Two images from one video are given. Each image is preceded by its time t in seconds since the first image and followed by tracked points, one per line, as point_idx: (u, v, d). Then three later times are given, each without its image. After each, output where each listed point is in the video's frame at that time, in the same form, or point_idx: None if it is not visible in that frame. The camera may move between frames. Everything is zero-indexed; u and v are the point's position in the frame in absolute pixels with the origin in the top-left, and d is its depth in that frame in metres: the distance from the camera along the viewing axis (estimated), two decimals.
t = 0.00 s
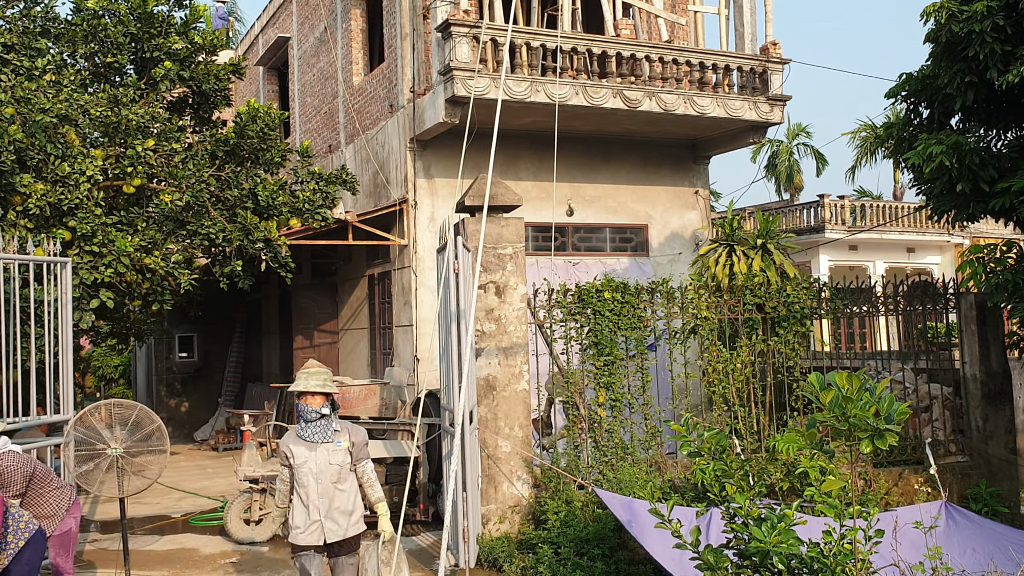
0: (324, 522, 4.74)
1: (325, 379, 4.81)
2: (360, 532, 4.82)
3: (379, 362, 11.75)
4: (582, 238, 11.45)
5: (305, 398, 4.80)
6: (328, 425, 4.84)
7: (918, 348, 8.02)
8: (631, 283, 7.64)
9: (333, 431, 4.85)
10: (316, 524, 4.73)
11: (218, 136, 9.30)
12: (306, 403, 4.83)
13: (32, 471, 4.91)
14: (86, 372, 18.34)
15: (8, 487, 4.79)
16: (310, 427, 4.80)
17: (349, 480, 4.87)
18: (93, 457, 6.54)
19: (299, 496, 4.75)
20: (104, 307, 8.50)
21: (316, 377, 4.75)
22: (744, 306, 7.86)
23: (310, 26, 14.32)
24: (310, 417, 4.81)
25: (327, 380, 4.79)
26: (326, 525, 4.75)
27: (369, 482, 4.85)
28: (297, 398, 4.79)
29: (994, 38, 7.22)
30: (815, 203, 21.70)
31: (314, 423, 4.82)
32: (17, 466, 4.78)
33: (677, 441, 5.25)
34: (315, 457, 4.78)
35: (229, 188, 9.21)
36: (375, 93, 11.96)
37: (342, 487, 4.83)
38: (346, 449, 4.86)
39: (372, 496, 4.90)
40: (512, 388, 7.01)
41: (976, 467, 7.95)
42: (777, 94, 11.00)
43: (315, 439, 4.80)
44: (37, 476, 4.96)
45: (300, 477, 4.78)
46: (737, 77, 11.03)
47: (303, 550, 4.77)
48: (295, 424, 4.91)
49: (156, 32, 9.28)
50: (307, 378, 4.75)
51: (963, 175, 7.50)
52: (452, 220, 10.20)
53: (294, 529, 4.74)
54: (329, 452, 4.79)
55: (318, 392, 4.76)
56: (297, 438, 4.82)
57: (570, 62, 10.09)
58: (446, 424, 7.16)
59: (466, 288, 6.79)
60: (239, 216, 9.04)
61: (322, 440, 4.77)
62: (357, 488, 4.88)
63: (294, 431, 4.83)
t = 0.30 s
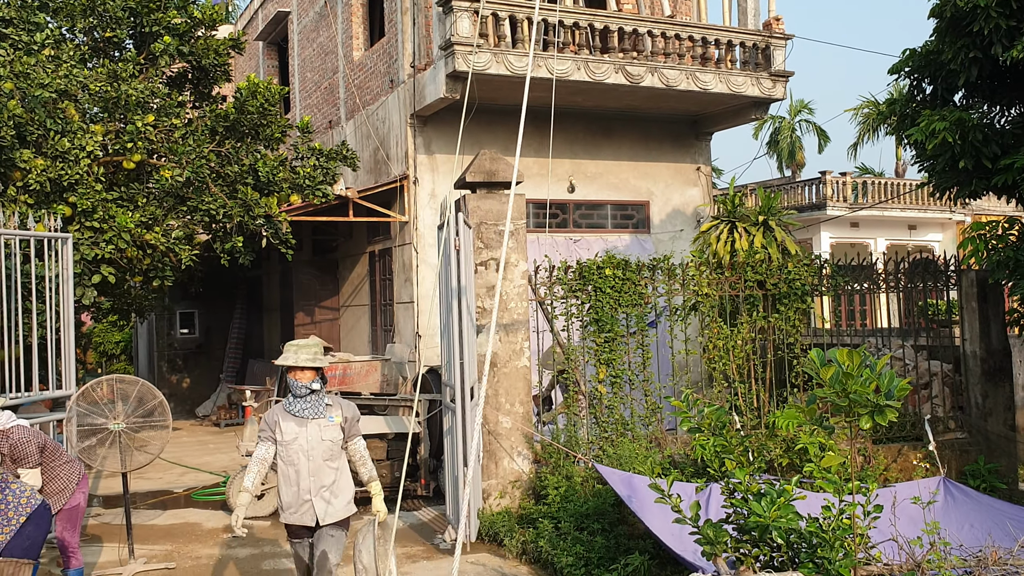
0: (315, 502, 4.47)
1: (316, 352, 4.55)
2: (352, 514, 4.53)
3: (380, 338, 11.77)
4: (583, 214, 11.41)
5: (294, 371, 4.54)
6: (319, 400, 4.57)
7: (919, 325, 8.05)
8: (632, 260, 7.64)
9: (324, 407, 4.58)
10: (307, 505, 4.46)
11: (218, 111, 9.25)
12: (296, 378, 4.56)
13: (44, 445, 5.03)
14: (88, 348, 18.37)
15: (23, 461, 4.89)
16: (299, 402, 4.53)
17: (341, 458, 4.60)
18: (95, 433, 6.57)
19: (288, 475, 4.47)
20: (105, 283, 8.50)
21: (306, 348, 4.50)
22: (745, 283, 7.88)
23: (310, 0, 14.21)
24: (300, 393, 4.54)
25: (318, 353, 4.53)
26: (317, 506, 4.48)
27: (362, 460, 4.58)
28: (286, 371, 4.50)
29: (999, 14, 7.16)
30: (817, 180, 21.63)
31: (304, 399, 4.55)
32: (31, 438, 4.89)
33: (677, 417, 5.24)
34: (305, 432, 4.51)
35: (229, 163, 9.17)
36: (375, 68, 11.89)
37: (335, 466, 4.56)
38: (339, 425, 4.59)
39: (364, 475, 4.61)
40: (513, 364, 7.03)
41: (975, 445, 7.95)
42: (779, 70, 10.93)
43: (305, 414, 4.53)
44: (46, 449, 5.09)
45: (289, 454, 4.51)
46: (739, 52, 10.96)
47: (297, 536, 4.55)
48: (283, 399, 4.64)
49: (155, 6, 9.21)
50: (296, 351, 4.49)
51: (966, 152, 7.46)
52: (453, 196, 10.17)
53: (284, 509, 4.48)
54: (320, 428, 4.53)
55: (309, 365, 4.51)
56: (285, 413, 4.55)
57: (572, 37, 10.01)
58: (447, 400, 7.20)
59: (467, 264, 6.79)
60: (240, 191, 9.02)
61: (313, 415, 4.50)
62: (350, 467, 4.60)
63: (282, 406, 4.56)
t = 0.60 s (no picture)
0: (307, 474, 4.44)
1: (312, 317, 4.52)
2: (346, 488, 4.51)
3: (383, 308, 11.79)
4: (586, 184, 11.37)
5: (290, 337, 4.49)
6: (314, 366, 4.51)
7: (921, 295, 8.06)
8: (635, 230, 7.63)
9: (319, 374, 4.54)
10: (299, 477, 4.44)
11: (217, 80, 9.19)
12: (291, 343, 4.51)
13: (61, 411, 5.21)
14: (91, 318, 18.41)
15: (48, 428, 5.07)
16: (293, 368, 4.48)
17: (335, 428, 4.56)
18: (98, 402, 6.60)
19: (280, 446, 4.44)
20: (108, 253, 8.49)
21: (303, 313, 4.46)
22: (747, 253, 7.87)
23: None
24: (296, 359, 4.49)
25: (315, 318, 4.49)
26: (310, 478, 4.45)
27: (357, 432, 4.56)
28: (280, 336, 4.44)
29: None
30: (821, 149, 21.52)
31: (299, 364, 4.49)
32: (48, 405, 5.07)
33: (679, 386, 5.24)
34: (299, 401, 4.47)
35: (230, 132, 9.12)
36: (376, 36, 11.79)
37: (328, 437, 4.52)
38: (333, 394, 4.55)
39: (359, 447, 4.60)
40: (515, 334, 7.05)
41: (975, 413, 8.05)
42: (783, 38, 10.83)
43: (299, 381, 4.48)
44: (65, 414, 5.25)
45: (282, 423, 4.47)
46: (743, 20, 10.85)
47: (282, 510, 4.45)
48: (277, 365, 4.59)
49: None
50: (292, 316, 4.45)
51: (971, 120, 7.41)
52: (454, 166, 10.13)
53: (275, 480, 4.44)
54: (314, 397, 4.48)
55: (305, 330, 4.45)
56: (279, 379, 4.50)
57: (574, 4, 9.91)
58: (449, 369, 7.25)
59: (469, 233, 6.77)
60: (241, 160, 8.98)
61: (307, 383, 4.45)
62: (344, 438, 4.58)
63: (276, 371, 4.52)
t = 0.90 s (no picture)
0: (287, 450, 4.17)
1: (289, 286, 4.21)
2: (330, 463, 4.24)
3: (382, 276, 11.79)
4: (586, 151, 11.31)
5: (265, 309, 4.19)
6: (293, 336, 4.22)
7: (921, 263, 8.09)
8: (635, 197, 7.61)
9: (298, 344, 4.24)
10: (277, 453, 4.17)
11: (214, 45, 9.09)
12: (267, 315, 4.21)
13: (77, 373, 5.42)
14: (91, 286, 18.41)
15: (70, 387, 5.25)
16: (271, 339, 4.19)
17: (318, 400, 4.28)
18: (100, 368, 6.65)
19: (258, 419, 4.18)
20: (107, 221, 8.47)
21: (277, 282, 4.15)
22: (748, 220, 7.84)
23: None
24: (273, 331, 4.20)
25: (291, 288, 4.19)
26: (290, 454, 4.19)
27: (345, 404, 4.27)
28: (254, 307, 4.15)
29: None
30: (822, 116, 21.42)
31: (277, 335, 4.20)
32: (66, 365, 5.27)
33: (679, 353, 5.25)
34: (276, 372, 4.18)
35: (228, 99, 9.05)
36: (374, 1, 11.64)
37: (309, 409, 4.25)
38: (315, 363, 4.26)
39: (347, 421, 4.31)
40: (515, 302, 7.06)
41: (974, 380, 8.01)
42: (786, 3, 10.71)
43: (276, 352, 4.20)
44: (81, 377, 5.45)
45: (259, 396, 4.19)
46: None
47: (262, 481, 4.17)
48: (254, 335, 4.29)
49: None
50: (265, 286, 4.14)
51: (974, 85, 7.36)
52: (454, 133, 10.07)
53: (252, 457, 4.17)
54: (294, 367, 4.20)
55: (281, 302, 4.16)
56: (255, 350, 4.21)
57: None
58: (450, 337, 7.25)
59: (469, 201, 6.75)
60: (239, 127, 8.91)
61: (285, 354, 4.16)
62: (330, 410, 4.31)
63: (252, 341, 4.23)
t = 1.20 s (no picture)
0: (260, 433, 4.07)
1: (260, 261, 4.13)
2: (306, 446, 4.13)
3: (383, 256, 11.79)
4: (588, 130, 11.26)
5: (236, 286, 4.11)
6: (266, 313, 4.15)
7: (923, 244, 8.01)
8: (637, 176, 7.59)
9: (272, 321, 4.17)
10: (249, 437, 4.07)
11: (214, 23, 9.00)
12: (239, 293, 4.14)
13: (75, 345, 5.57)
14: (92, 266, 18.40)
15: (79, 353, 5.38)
16: (244, 317, 4.13)
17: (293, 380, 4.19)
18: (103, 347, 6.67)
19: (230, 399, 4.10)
20: (107, 200, 8.45)
21: (247, 257, 4.07)
22: (750, 199, 7.81)
23: None
24: (245, 308, 4.12)
25: (261, 262, 4.10)
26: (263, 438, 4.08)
27: (321, 384, 4.17)
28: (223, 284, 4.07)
29: None
30: (825, 95, 21.34)
31: (249, 312, 4.14)
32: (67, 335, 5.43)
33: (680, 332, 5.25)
34: (249, 350, 4.11)
35: (228, 77, 8.99)
36: None
37: (283, 389, 4.16)
38: (290, 341, 4.18)
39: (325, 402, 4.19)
40: (517, 282, 7.06)
41: (975, 359, 8.08)
42: None
43: (249, 329, 4.13)
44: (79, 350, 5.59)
45: (231, 376, 4.11)
46: None
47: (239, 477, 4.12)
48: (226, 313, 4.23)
49: None
50: (235, 261, 4.06)
51: (978, 64, 7.31)
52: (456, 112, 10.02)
53: (224, 441, 4.09)
54: (267, 344, 4.12)
55: (252, 277, 4.07)
56: (227, 328, 4.14)
57: None
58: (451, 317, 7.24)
59: (470, 180, 6.72)
60: (239, 105, 8.86)
61: (257, 330, 4.09)
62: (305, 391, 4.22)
63: (223, 319, 4.16)
